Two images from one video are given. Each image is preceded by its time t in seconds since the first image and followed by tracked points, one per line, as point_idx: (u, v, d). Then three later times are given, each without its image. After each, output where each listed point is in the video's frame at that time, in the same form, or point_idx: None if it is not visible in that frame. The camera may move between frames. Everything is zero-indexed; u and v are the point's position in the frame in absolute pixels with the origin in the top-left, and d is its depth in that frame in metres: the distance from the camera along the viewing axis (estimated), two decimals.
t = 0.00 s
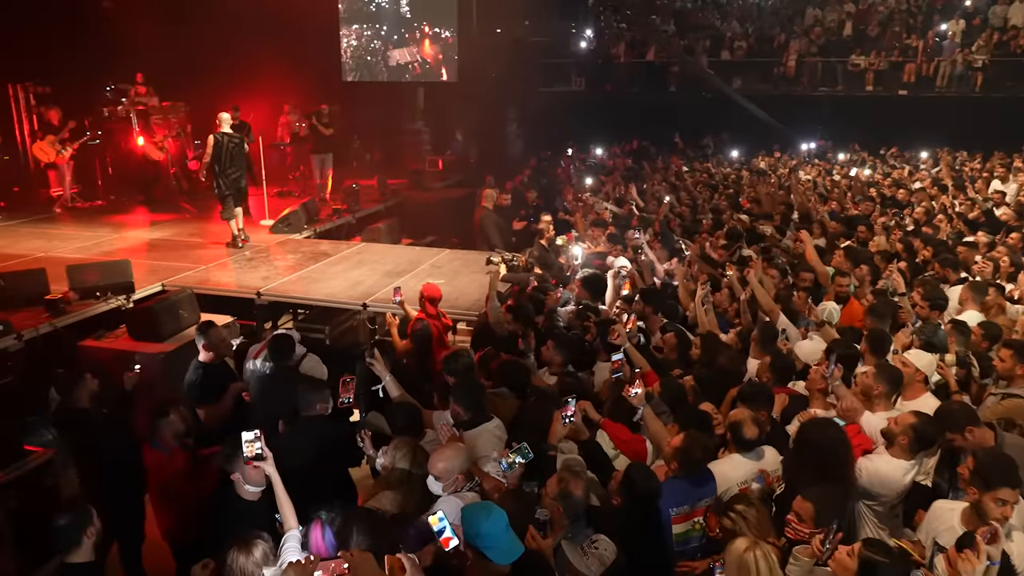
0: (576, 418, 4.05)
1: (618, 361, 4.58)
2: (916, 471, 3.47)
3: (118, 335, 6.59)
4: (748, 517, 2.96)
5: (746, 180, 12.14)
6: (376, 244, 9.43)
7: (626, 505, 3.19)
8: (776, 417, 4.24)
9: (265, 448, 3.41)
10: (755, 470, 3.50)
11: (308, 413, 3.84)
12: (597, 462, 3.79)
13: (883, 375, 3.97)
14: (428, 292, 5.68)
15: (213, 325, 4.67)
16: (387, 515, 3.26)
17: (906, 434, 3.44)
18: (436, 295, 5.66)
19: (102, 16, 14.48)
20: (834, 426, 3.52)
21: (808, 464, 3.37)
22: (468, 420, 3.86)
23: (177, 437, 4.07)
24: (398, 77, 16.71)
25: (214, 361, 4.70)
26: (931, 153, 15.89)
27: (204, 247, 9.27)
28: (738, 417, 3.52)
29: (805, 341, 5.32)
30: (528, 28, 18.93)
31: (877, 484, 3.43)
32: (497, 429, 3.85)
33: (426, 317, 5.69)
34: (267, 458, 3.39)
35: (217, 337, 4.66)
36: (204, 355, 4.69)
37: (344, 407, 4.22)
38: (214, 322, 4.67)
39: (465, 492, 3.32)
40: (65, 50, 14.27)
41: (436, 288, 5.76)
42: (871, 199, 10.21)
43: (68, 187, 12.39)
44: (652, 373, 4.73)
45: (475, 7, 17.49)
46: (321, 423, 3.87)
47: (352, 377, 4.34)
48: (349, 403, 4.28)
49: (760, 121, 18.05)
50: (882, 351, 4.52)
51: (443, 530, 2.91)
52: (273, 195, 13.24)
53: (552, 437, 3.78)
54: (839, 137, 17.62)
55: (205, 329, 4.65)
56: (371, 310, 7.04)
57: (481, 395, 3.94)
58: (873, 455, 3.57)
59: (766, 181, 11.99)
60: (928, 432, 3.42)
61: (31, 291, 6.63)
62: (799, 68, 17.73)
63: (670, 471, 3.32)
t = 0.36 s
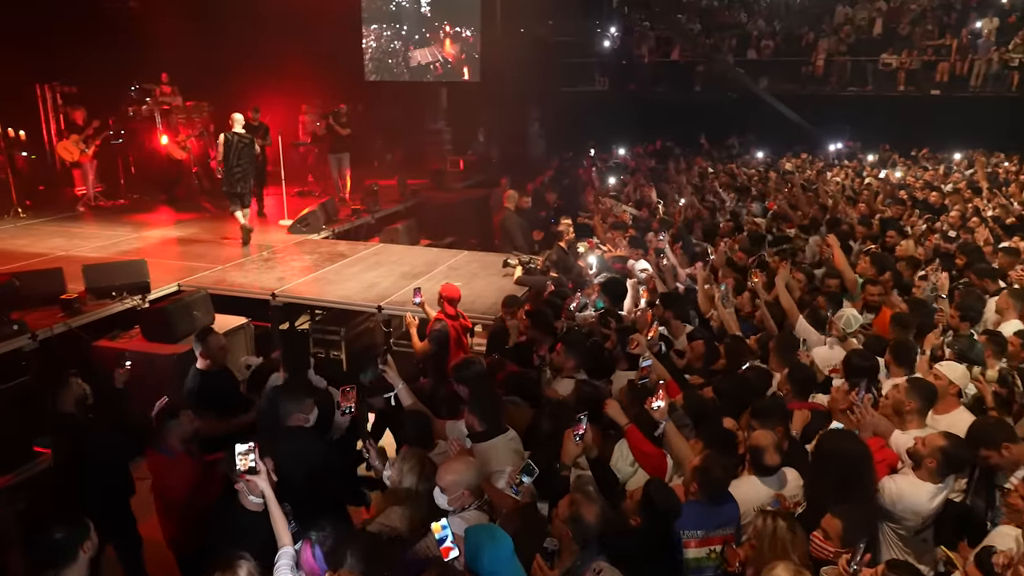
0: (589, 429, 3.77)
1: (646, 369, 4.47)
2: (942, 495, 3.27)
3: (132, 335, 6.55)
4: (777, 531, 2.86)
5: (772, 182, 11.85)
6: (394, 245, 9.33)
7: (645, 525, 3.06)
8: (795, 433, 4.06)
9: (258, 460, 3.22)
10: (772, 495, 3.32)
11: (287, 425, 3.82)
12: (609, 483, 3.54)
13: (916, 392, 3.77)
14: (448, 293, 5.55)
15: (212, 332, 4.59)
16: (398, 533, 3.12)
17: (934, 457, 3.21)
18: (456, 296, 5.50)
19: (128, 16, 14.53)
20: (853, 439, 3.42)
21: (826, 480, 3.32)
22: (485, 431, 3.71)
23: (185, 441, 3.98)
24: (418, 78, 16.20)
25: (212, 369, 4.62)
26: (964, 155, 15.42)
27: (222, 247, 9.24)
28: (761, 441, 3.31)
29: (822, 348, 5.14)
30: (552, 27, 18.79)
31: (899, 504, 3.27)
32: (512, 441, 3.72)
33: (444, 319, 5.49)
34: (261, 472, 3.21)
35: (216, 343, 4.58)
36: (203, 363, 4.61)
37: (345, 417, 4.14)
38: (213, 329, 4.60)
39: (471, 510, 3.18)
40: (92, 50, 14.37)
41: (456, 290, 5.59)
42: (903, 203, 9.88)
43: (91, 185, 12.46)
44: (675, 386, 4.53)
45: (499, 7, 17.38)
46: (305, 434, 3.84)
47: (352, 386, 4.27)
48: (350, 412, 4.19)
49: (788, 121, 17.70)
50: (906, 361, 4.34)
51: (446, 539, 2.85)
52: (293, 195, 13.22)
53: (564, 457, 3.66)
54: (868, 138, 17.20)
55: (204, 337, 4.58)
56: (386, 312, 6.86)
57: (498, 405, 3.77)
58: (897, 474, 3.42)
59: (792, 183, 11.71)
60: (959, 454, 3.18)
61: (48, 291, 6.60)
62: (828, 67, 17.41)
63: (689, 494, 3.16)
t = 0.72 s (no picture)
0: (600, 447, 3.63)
1: (663, 384, 4.14)
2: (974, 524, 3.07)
3: (144, 336, 6.50)
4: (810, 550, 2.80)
5: (798, 184, 11.58)
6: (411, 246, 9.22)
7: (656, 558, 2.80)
8: (814, 450, 3.83)
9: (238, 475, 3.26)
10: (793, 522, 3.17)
11: (282, 442, 3.76)
12: (618, 501, 3.37)
13: (947, 411, 3.55)
14: (460, 297, 5.37)
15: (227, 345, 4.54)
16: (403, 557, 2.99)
17: (963, 482, 3.02)
18: (468, 300, 5.34)
19: (151, 16, 14.57)
20: (874, 459, 3.29)
21: (842, 503, 3.12)
22: (493, 445, 3.55)
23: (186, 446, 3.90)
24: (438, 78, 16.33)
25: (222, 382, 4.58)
26: (997, 157, 14.99)
27: (238, 246, 9.21)
28: (778, 463, 3.16)
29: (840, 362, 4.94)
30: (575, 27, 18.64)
31: (924, 532, 3.08)
32: (521, 456, 3.58)
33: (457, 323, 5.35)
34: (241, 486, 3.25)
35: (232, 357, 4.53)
36: (212, 372, 4.56)
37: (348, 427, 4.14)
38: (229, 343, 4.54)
39: (483, 528, 3.16)
40: (115, 51, 14.41)
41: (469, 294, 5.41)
42: (934, 206, 9.58)
43: (112, 184, 12.51)
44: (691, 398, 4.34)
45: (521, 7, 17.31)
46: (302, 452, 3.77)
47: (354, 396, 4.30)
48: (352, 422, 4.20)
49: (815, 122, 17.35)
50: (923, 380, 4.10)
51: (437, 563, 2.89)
52: (312, 195, 13.19)
53: (567, 472, 3.54)
54: (897, 139, 16.80)
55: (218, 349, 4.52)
56: (399, 316, 6.76)
57: (508, 416, 3.60)
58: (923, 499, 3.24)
59: (818, 185, 11.43)
60: (990, 481, 2.99)
61: (61, 291, 6.57)
62: (856, 66, 17.02)
63: (708, 521, 3.01)
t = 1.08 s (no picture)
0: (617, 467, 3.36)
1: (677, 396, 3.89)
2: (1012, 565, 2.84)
3: (151, 338, 6.39)
4: None
5: (821, 187, 11.30)
6: (424, 248, 9.08)
7: None
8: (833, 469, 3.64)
9: (229, 493, 3.12)
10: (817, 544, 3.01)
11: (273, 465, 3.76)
12: (644, 530, 3.10)
13: (969, 438, 3.32)
14: (466, 303, 5.23)
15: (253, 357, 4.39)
16: None
17: (994, 519, 2.81)
18: (475, 305, 5.20)
19: (171, 16, 14.62)
20: (889, 478, 3.04)
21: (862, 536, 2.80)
22: (494, 461, 3.42)
23: (182, 455, 3.71)
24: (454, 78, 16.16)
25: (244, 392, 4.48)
26: None
27: (250, 246, 9.13)
28: (803, 472, 3.06)
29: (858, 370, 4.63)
30: (594, 26, 18.39)
31: None
32: (523, 472, 3.42)
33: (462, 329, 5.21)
34: (231, 505, 3.10)
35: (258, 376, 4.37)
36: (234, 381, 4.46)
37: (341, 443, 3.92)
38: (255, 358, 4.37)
39: (483, 550, 3.03)
40: (134, 51, 14.43)
41: (475, 298, 5.28)
42: (963, 209, 9.26)
43: (128, 183, 12.51)
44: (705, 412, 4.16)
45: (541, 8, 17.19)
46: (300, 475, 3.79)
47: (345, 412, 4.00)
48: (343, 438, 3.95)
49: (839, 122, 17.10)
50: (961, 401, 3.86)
51: None
52: (327, 195, 13.13)
53: (581, 496, 3.19)
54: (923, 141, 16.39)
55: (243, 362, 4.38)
56: (409, 319, 6.60)
57: (511, 430, 3.48)
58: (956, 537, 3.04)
59: (842, 187, 11.13)
60: None
61: (70, 291, 6.51)
62: (881, 65, 16.51)
63: (737, 550, 2.79)
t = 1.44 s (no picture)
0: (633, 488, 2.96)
1: (691, 419, 3.51)
2: None
3: (154, 341, 6.28)
4: None
5: (843, 188, 11.01)
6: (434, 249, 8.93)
7: None
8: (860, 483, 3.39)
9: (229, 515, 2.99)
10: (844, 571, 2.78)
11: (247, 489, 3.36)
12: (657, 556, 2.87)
13: (988, 478, 3.07)
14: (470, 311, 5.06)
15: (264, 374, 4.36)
16: None
17: None
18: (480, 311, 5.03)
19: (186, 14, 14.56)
20: (922, 501, 2.80)
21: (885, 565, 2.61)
22: (506, 475, 3.20)
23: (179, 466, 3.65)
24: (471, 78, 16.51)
25: (250, 408, 4.41)
26: None
27: (260, 247, 9.02)
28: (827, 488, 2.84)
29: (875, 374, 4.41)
30: (611, 26, 18.53)
31: None
32: (537, 488, 3.22)
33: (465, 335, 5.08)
34: (229, 528, 2.97)
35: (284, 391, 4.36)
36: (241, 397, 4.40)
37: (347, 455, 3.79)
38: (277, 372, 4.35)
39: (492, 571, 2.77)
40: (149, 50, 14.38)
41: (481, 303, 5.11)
42: (991, 212, 8.94)
43: (141, 182, 12.48)
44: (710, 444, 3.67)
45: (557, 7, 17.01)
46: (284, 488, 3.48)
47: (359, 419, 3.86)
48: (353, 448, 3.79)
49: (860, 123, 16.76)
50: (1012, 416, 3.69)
51: None
52: (339, 194, 13.03)
53: (594, 524, 2.92)
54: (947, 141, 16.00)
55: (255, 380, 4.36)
56: (416, 323, 6.43)
57: (524, 442, 3.22)
58: None
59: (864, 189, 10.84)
60: None
61: (74, 292, 6.42)
62: (905, 64, 16.00)
63: None
